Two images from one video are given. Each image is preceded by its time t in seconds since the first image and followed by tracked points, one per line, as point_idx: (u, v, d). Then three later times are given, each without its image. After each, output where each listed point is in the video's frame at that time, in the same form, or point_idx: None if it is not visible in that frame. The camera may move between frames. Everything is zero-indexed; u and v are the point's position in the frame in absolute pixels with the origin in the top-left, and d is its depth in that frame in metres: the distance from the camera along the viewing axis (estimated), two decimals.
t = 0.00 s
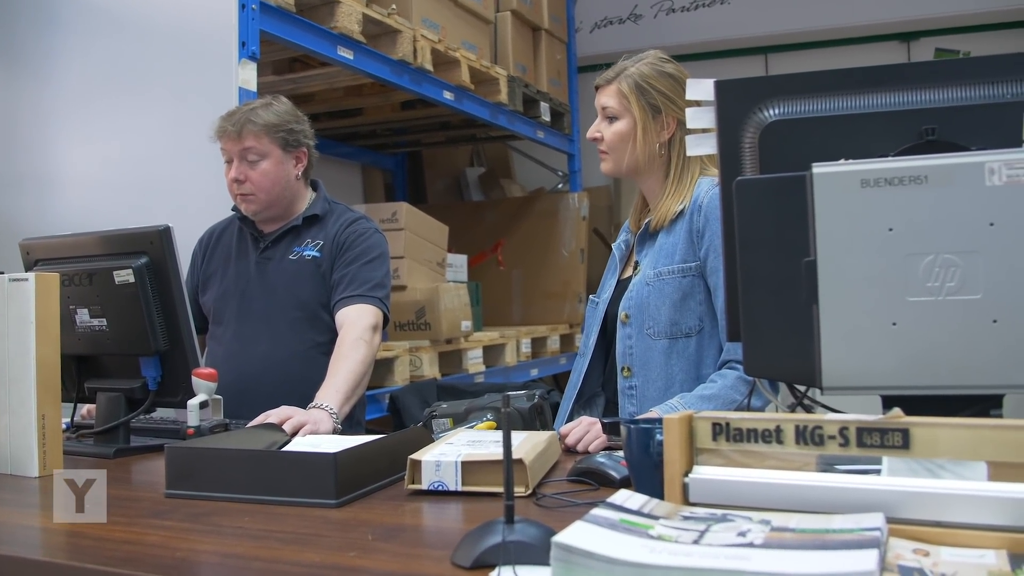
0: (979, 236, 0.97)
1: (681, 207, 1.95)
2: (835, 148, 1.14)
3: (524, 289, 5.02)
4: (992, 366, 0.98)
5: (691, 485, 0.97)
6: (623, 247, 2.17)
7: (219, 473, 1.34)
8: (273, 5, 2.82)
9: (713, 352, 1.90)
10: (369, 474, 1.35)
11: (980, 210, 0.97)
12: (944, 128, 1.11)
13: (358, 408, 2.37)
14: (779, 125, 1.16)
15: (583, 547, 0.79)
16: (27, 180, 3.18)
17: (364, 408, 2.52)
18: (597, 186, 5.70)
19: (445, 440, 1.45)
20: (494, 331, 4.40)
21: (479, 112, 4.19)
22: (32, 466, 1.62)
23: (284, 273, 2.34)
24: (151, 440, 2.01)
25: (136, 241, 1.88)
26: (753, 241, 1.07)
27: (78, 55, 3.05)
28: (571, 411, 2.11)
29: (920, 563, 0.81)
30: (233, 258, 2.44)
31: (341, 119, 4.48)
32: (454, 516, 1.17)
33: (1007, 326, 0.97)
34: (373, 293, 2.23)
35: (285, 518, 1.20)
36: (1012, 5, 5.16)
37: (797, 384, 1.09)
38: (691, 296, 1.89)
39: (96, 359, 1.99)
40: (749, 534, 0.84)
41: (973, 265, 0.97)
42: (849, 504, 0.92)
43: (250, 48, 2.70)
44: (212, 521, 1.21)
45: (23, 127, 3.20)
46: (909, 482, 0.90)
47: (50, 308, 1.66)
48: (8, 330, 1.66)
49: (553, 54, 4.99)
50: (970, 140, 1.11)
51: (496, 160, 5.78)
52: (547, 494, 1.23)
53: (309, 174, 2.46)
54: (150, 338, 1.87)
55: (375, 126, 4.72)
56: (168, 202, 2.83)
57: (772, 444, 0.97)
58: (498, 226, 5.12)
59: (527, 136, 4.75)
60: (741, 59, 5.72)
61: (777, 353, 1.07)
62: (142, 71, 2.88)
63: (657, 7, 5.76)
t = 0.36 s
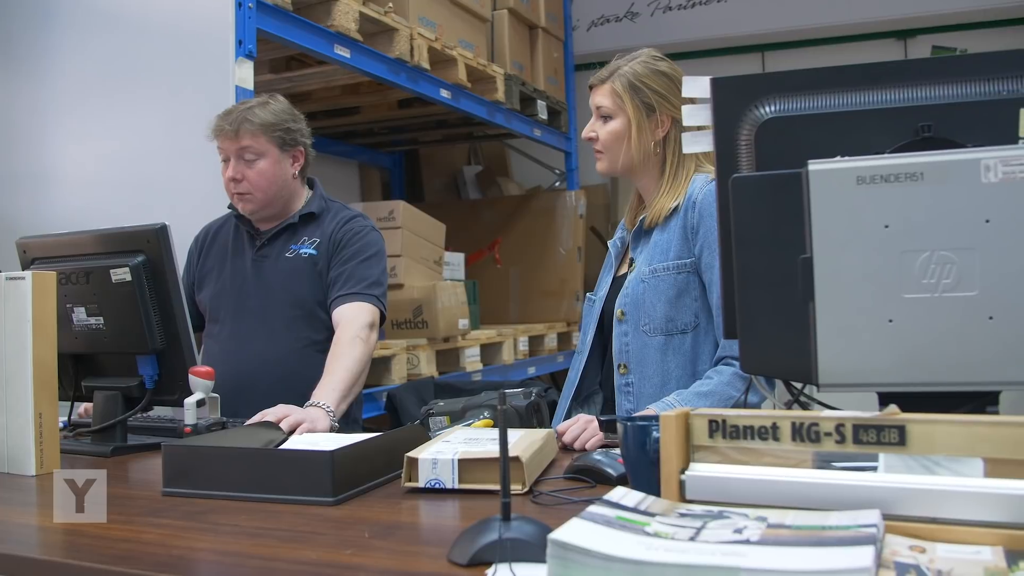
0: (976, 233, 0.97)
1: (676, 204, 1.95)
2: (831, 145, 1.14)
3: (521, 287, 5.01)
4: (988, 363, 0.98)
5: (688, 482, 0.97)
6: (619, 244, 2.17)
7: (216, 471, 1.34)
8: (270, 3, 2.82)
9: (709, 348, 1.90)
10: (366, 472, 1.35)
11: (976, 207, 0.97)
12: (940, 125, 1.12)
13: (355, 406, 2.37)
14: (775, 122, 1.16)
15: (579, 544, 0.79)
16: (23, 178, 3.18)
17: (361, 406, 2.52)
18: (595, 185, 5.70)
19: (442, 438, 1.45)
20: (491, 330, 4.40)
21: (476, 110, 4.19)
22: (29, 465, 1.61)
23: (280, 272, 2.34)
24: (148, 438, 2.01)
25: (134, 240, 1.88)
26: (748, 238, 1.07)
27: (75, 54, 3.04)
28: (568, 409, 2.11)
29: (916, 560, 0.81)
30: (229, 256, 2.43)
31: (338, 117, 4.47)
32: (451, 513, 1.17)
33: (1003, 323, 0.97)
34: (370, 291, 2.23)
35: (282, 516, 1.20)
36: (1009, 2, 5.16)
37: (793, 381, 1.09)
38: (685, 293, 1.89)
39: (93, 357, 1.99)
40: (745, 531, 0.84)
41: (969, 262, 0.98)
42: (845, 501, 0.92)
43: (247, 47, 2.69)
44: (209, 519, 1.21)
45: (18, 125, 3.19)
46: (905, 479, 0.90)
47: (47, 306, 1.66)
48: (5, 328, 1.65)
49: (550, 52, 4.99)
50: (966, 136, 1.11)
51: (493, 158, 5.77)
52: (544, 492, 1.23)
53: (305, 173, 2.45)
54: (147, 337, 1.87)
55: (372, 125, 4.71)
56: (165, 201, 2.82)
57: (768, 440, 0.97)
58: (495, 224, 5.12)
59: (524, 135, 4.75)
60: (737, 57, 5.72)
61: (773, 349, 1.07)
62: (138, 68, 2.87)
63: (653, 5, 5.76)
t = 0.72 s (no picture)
0: (969, 229, 0.97)
1: (672, 202, 1.95)
2: (825, 141, 1.14)
3: (518, 285, 5.02)
4: (982, 359, 0.98)
5: (683, 479, 0.97)
6: (615, 242, 2.17)
7: (212, 470, 1.34)
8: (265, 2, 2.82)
9: (707, 346, 1.90)
10: (362, 470, 1.35)
11: (970, 203, 0.97)
12: (933, 121, 1.12)
13: (352, 405, 2.36)
14: (770, 119, 1.16)
15: (574, 542, 0.78)
16: (19, 178, 3.17)
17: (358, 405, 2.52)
18: (591, 183, 5.70)
19: (438, 436, 1.45)
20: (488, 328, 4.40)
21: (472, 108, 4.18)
22: (24, 465, 1.61)
23: (275, 270, 2.33)
24: (144, 438, 2.00)
25: (129, 239, 1.87)
26: (743, 235, 1.07)
27: (70, 53, 3.03)
28: (566, 407, 2.11)
29: (911, 556, 0.81)
30: (224, 255, 2.43)
31: (334, 116, 4.47)
32: (447, 511, 1.17)
33: (997, 319, 0.97)
34: (366, 290, 2.23)
35: (278, 515, 1.20)
36: None
37: (788, 377, 1.09)
38: (684, 290, 1.89)
39: (88, 357, 1.98)
40: (740, 528, 0.84)
41: (963, 258, 0.98)
42: (841, 497, 0.92)
43: (242, 45, 2.68)
44: (205, 518, 1.21)
45: (14, 125, 3.18)
46: (900, 475, 0.91)
47: (42, 306, 1.66)
48: None
49: (545, 50, 4.98)
50: (960, 132, 1.11)
51: (489, 157, 5.77)
52: (540, 490, 1.23)
53: (301, 171, 2.45)
54: (142, 336, 1.86)
55: (368, 123, 4.71)
56: (161, 200, 2.81)
57: (763, 438, 0.97)
58: (491, 222, 5.12)
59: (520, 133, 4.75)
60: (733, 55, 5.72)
61: (768, 346, 1.07)
62: (133, 68, 2.87)
63: (649, 3, 5.76)
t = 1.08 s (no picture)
0: (969, 230, 0.97)
1: (670, 203, 1.95)
2: (825, 143, 1.14)
3: (517, 286, 5.02)
4: (982, 361, 0.98)
5: (683, 481, 0.97)
6: (613, 243, 2.16)
7: (211, 473, 1.34)
8: (263, 5, 2.82)
9: (706, 348, 1.90)
10: (361, 473, 1.35)
11: (969, 204, 0.97)
12: (932, 122, 1.12)
13: (351, 408, 2.36)
14: (769, 121, 1.16)
15: (574, 544, 0.78)
16: (18, 181, 3.16)
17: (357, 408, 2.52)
18: (590, 184, 5.70)
19: (438, 439, 1.45)
20: (487, 330, 4.40)
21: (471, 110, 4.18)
22: (24, 468, 1.60)
23: (275, 274, 2.33)
24: (143, 441, 2.00)
25: (128, 242, 1.87)
26: (742, 236, 1.07)
27: (68, 56, 3.03)
28: (565, 409, 2.11)
29: (911, 558, 0.81)
30: (223, 259, 2.42)
31: (333, 118, 4.47)
32: (446, 514, 1.16)
33: (997, 320, 0.97)
34: (365, 293, 2.23)
35: (277, 518, 1.20)
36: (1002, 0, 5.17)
37: (788, 379, 1.09)
38: (683, 292, 1.89)
39: (87, 360, 1.98)
40: (740, 530, 0.84)
41: (962, 259, 0.98)
42: (841, 499, 0.92)
43: (241, 48, 2.68)
44: (205, 521, 1.20)
45: (13, 128, 3.18)
46: (899, 477, 0.91)
47: (41, 310, 1.66)
48: None
49: (544, 52, 4.98)
50: (959, 133, 1.11)
51: (488, 159, 5.77)
52: (539, 492, 1.23)
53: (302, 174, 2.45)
54: (142, 339, 1.86)
55: (367, 126, 4.71)
56: (160, 203, 2.81)
57: (763, 440, 0.97)
58: (490, 224, 5.11)
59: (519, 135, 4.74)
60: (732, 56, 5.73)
61: (768, 348, 1.07)
62: (132, 70, 2.87)
63: (647, 5, 5.77)
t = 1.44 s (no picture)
0: (971, 232, 0.97)
1: (669, 204, 1.95)
2: (827, 145, 1.14)
3: (518, 288, 5.02)
4: (985, 362, 0.98)
5: (685, 483, 0.97)
6: (612, 245, 2.17)
7: (215, 475, 1.34)
8: (265, 7, 2.82)
9: (706, 349, 1.90)
10: (364, 474, 1.35)
11: (972, 205, 0.97)
12: (934, 123, 1.12)
13: (354, 409, 2.37)
14: (771, 123, 1.16)
15: (576, 545, 0.79)
16: (20, 183, 3.17)
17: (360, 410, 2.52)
18: (591, 186, 5.70)
19: (440, 440, 1.45)
20: (489, 331, 4.40)
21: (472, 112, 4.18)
22: (27, 470, 1.60)
23: (277, 276, 2.34)
24: (146, 443, 2.00)
25: (130, 245, 1.87)
26: (745, 238, 1.07)
27: (70, 59, 3.04)
28: (566, 411, 2.11)
29: (914, 560, 0.81)
30: (226, 261, 2.43)
31: (335, 120, 4.47)
32: (449, 516, 1.16)
33: (1000, 321, 0.97)
34: (367, 295, 2.23)
35: (280, 519, 1.20)
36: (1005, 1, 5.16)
37: (790, 381, 1.09)
38: (682, 293, 1.89)
39: (90, 362, 1.98)
40: (743, 531, 0.84)
41: (965, 260, 0.98)
42: (843, 501, 0.92)
43: (242, 51, 2.69)
44: (207, 523, 1.21)
45: (15, 130, 3.19)
46: (902, 478, 0.91)
47: (44, 312, 1.66)
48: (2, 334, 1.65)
49: (545, 54, 4.99)
50: (961, 135, 1.11)
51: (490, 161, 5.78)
52: (542, 494, 1.23)
53: (304, 176, 2.45)
54: (145, 341, 1.86)
55: (368, 127, 4.71)
56: (162, 205, 2.82)
57: (766, 441, 0.97)
58: (491, 226, 5.12)
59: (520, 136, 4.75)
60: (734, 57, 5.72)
61: (770, 350, 1.07)
62: (134, 73, 2.87)
63: (649, 6, 5.77)
